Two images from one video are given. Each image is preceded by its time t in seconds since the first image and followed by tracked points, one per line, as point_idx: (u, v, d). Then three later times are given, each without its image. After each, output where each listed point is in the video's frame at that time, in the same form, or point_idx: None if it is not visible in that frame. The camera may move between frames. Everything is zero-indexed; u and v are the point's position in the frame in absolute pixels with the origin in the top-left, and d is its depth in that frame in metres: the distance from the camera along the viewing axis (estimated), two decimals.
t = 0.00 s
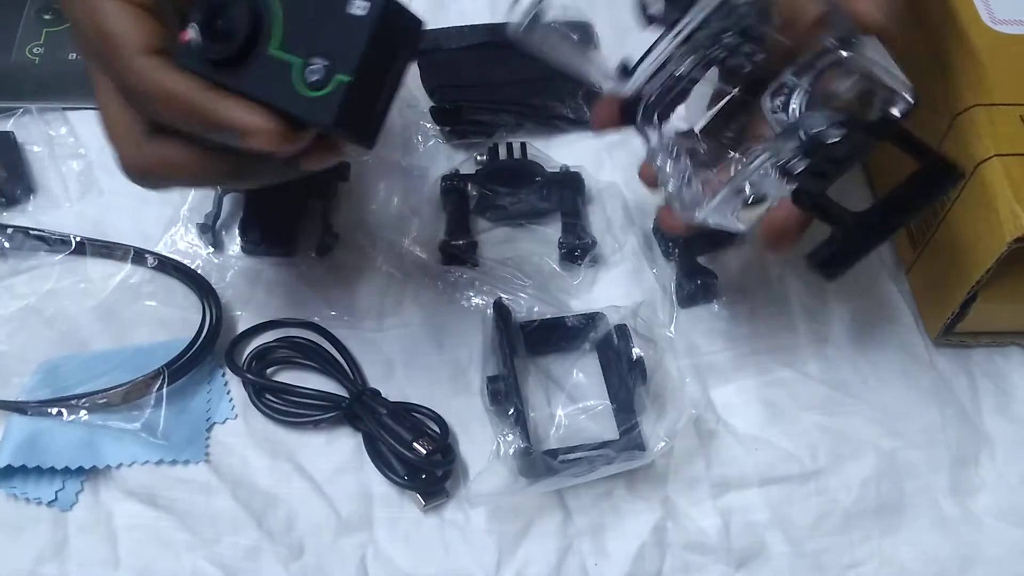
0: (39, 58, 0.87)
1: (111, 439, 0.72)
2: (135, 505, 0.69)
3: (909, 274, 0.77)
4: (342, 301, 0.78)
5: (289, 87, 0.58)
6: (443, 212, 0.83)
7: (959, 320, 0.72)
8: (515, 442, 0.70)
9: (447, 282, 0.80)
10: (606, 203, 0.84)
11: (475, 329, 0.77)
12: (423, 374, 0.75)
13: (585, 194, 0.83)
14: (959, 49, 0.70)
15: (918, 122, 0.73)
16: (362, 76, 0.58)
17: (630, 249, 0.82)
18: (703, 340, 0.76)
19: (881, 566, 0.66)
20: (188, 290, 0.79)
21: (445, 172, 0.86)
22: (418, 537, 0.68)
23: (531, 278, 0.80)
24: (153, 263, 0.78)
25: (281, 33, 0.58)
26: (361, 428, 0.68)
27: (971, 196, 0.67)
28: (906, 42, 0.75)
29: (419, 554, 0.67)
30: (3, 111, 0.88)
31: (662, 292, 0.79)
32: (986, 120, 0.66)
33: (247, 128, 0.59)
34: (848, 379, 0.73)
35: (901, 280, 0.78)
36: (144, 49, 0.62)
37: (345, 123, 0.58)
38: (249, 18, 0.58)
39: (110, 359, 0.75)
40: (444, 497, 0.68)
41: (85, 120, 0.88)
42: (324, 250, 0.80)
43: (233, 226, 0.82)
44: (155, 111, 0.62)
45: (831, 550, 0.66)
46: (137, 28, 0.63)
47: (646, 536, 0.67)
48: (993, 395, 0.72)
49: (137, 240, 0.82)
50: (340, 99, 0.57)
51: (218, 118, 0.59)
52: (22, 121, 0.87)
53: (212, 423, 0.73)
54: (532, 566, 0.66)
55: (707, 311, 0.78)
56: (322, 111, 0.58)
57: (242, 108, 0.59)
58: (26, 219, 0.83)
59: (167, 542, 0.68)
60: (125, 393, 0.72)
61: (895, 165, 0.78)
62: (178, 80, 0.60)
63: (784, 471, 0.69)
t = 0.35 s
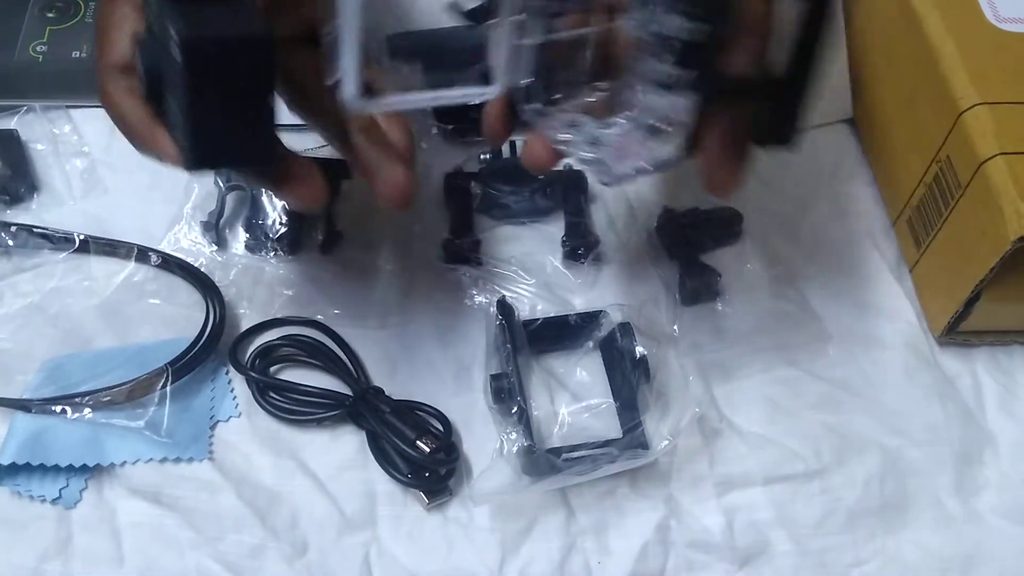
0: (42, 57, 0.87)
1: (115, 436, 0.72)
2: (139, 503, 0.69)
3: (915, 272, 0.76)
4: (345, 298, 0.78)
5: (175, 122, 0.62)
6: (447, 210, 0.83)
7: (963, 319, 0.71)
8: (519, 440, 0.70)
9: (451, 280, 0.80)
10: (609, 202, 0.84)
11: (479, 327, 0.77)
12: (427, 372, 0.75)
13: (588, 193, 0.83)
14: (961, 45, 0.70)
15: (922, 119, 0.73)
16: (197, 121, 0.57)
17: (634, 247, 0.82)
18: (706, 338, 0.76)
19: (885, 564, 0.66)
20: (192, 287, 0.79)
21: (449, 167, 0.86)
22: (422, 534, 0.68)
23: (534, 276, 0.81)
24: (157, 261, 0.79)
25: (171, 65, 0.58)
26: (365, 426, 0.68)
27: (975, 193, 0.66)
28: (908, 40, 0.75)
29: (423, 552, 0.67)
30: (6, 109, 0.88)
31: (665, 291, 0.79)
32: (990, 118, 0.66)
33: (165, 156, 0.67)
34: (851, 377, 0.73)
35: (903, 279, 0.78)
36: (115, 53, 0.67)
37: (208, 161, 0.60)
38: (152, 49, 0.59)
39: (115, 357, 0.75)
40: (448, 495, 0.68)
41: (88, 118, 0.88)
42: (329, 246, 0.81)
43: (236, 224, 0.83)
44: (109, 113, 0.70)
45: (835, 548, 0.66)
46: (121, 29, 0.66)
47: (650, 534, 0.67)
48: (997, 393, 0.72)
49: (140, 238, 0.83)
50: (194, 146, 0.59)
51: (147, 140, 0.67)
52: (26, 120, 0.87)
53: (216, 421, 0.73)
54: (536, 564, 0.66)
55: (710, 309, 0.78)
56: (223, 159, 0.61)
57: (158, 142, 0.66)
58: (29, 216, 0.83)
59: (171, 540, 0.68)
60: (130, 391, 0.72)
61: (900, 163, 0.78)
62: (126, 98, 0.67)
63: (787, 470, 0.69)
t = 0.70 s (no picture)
0: (39, 54, 0.87)
1: (112, 435, 0.72)
2: (136, 502, 0.69)
3: (914, 271, 0.76)
4: (343, 297, 0.78)
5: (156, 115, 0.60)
6: (444, 208, 0.83)
7: (962, 318, 0.71)
8: (516, 438, 0.70)
9: (448, 278, 0.80)
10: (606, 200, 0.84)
11: (476, 326, 0.77)
12: (425, 370, 0.75)
13: (586, 192, 0.83)
14: (960, 44, 0.70)
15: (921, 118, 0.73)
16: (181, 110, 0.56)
17: (631, 246, 0.82)
18: (703, 337, 0.77)
19: (882, 563, 0.66)
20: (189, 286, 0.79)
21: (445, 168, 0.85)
22: (419, 533, 0.68)
23: (532, 275, 0.81)
24: (154, 259, 0.79)
25: (157, 55, 0.57)
26: (362, 425, 0.68)
27: (974, 192, 0.66)
28: (909, 40, 0.75)
29: (421, 551, 0.67)
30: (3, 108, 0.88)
31: (663, 290, 0.79)
32: (988, 117, 0.66)
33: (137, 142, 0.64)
34: (849, 376, 0.73)
35: (901, 277, 0.78)
36: (99, 38, 0.67)
37: (184, 154, 0.58)
38: (143, 37, 0.59)
39: (111, 356, 0.75)
40: (445, 493, 0.68)
41: (85, 116, 0.88)
42: (325, 245, 0.80)
43: (233, 222, 0.83)
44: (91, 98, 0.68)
45: (833, 547, 0.66)
46: (110, 10, 0.66)
47: (648, 533, 0.67)
48: (995, 392, 0.72)
49: (137, 236, 0.82)
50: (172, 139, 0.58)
51: (122, 126, 0.65)
52: (22, 118, 0.88)
53: (213, 419, 0.73)
54: (533, 563, 0.66)
55: (707, 308, 0.79)
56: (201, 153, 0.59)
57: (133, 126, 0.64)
58: (25, 215, 0.83)
59: (168, 539, 0.68)
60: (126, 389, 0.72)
61: (899, 162, 0.78)
62: (105, 82, 0.66)
63: (785, 469, 0.69)
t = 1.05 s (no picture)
0: (35, 53, 0.86)
1: (108, 435, 0.72)
2: (132, 502, 0.69)
3: (912, 272, 0.76)
4: (340, 297, 0.78)
5: (187, 150, 0.57)
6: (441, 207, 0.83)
7: (958, 317, 0.71)
8: (513, 438, 0.70)
9: (446, 277, 0.80)
10: (604, 200, 0.84)
11: (473, 325, 0.77)
12: (422, 370, 0.75)
13: (584, 191, 0.83)
14: (957, 43, 0.69)
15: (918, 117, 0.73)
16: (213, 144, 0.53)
17: (629, 245, 0.82)
18: (701, 337, 0.76)
19: (879, 563, 0.66)
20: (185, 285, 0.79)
21: (443, 166, 0.85)
22: (416, 533, 0.68)
23: (530, 274, 0.81)
24: (150, 259, 0.79)
25: (182, 92, 0.54)
26: (359, 425, 0.68)
27: (971, 190, 0.66)
28: (906, 39, 0.75)
29: (417, 551, 0.67)
30: None
31: (660, 290, 0.79)
32: (985, 116, 0.66)
33: (172, 179, 0.62)
34: (846, 376, 0.73)
35: (898, 276, 0.78)
36: (121, 81, 0.66)
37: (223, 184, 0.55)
38: (161, 74, 0.55)
39: (107, 355, 0.75)
40: (443, 493, 0.68)
41: (82, 116, 0.88)
42: (321, 244, 0.80)
43: (229, 221, 0.82)
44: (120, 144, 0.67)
45: (830, 547, 0.66)
46: (129, 54, 0.66)
47: (645, 532, 0.67)
48: (992, 391, 0.72)
49: (134, 235, 0.82)
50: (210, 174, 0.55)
51: (154, 166, 0.63)
52: (17, 117, 0.88)
53: (209, 419, 0.72)
54: (530, 563, 0.66)
55: (705, 307, 0.78)
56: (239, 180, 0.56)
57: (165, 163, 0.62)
58: (21, 214, 0.83)
59: (164, 539, 0.67)
60: (122, 390, 0.71)
61: (895, 161, 0.78)
62: (131, 124, 0.65)
63: (782, 468, 0.69)
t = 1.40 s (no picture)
0: (33, 50, 0.87)
1: (107, 433, 0.71)
2: (131, 500, 0.69)
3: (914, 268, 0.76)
4: (339, 295, 0.78)
5: (242, 141, 0.53)
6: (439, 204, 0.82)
7: (957, 316, 0.71)
8: (512, 436, 0.70)
9: (444, 275, 0.80)
10: (603, 198, 0.84)
11: (472, 323, 0.77)
12: (421, 368, 0.75)
13: (583, 189, 0.83)
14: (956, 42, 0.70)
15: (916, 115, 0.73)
16: (275, 127, 0.50)
17: (628, 243, 0.82)
18: (701, 335, 0.76)
19: (879, 561, 0.66)
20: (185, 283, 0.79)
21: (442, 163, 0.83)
22: (416, 531, 0.68)
23: (529, 273, 0.81)
24: (149, 257, 0.79)
25: (229, 83, 0.51)
26: (358, 423, 0.68)
27: (971, 188, 0.66)
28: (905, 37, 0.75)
29: (417, 549, 0.67)
30: None
31: (659, 288, 0.79)
32: (986, 114, 0.66)
33: (222, 175, 0.58)
34: (845, 373, 0.73)
35: (897, 275, 0.78)
36: (155, 88, 0.63)
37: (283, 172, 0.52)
38: (207, 71, 0.52)
39: (106, 353, 0.75)
40: (442, 491, 0.68)
41: (80, 113, 0.87)
42: (320, 243, 0.80)
43: (228, 219, 0.82)
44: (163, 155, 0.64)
45: (828, 545, 0.66)
46: (159, 56, 0.63)
47: (644, 530, 0.67)
48: (990, 389, 0.72)
49: (132, 233, 0.82)
50: (271, 162, 0.52)
51: (205, 167, 0.59)
52: (17, 114, 0.87)
53: (208, 417, 0.72)
54: (529, 561, 0.66)
55: (703, 306, 0.78)
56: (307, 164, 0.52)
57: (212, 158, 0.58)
58: (20, 212, 0.83)
59: (164, 537, 0.67)
60: (121, 387, 0.71)
61: (895, 159, 0.78)
62: (173, 129, 0.61)
63: (781, 466, 0.69)
